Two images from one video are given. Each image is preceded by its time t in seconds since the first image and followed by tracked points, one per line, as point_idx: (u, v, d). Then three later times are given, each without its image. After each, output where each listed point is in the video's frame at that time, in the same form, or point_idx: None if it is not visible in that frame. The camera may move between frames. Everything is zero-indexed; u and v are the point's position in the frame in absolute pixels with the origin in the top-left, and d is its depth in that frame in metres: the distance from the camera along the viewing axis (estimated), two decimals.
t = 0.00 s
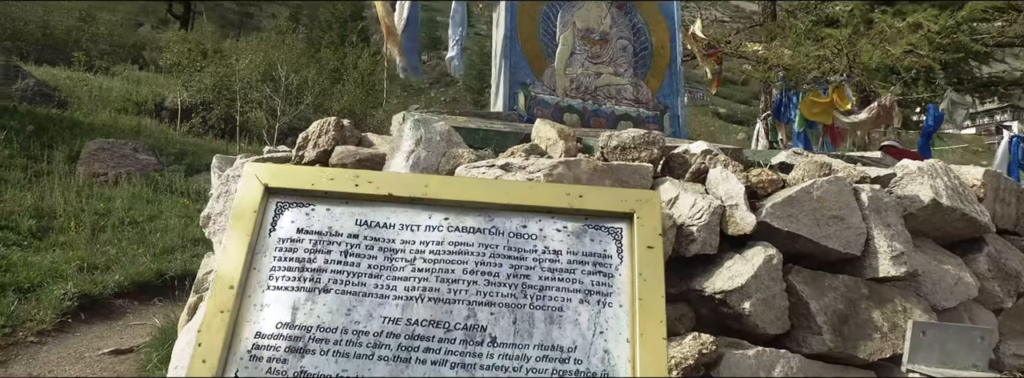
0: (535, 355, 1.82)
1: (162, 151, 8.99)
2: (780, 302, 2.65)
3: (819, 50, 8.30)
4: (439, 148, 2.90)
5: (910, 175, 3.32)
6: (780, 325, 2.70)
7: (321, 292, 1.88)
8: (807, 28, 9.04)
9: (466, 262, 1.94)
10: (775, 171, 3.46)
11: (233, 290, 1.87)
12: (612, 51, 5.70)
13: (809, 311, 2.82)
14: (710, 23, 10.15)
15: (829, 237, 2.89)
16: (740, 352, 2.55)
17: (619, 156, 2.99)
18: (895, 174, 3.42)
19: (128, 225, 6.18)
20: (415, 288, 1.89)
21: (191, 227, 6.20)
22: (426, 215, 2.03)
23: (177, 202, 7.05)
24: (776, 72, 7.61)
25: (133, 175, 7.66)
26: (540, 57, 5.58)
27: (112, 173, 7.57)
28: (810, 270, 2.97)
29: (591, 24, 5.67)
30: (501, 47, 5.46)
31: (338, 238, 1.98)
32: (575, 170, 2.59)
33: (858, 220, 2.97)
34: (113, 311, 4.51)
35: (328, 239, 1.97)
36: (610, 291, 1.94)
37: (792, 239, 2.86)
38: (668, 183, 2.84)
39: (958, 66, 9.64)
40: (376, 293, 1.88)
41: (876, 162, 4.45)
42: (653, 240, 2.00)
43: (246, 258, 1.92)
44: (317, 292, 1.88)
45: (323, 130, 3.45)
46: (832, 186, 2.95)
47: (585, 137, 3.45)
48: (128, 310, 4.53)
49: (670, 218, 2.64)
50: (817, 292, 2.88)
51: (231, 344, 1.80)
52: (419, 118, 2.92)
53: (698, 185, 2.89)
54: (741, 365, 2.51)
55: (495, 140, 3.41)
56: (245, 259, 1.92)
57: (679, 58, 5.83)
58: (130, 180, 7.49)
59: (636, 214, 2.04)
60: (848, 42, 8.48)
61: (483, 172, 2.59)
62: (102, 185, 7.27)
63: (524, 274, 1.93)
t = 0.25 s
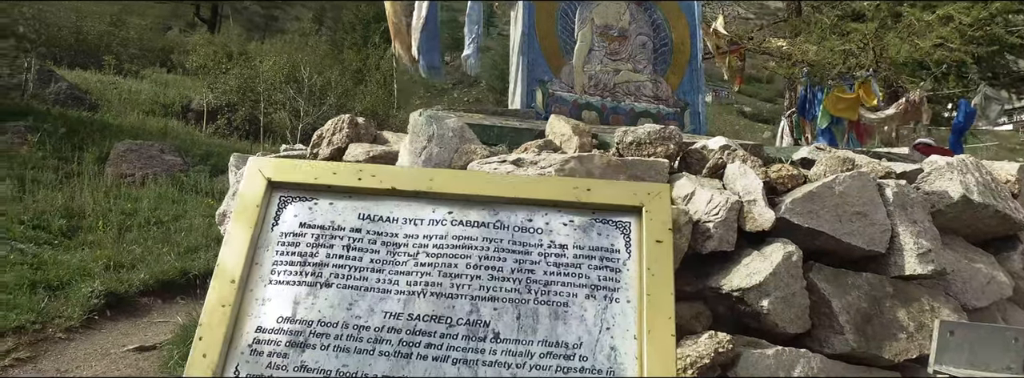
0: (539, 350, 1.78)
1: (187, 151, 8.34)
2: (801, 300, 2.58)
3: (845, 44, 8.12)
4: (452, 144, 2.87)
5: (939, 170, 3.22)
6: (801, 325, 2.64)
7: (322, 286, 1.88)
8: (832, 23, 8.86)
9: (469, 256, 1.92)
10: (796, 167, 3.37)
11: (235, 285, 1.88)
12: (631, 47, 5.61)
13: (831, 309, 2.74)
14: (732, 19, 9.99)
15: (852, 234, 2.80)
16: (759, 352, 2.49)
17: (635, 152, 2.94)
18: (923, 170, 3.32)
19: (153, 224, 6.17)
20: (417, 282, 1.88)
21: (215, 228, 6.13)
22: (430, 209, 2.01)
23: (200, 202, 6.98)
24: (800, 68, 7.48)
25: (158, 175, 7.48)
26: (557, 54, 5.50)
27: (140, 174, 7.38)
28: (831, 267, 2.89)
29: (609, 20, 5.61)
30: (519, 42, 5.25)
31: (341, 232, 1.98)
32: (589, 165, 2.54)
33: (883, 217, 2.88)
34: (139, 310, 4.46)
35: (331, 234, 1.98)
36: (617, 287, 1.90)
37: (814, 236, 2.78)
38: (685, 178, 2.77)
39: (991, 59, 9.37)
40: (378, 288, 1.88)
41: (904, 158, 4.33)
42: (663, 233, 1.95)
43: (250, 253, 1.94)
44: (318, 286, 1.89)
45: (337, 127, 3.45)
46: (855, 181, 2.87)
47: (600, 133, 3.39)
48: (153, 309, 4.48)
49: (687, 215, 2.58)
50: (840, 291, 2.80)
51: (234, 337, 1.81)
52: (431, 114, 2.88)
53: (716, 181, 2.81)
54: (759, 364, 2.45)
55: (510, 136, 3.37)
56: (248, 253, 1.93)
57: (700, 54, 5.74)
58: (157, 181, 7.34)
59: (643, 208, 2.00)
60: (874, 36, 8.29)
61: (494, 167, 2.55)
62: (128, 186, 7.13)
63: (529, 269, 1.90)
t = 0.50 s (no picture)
0: (546, 342, 1.67)
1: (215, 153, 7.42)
2: (824, 295, 2.51)
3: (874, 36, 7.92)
4: (467, 138, 2.84)
5: (972, 163, 3.11)
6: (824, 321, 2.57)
7: (327, 276, 1.77)
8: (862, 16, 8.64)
9: (476, 245, 1.80)
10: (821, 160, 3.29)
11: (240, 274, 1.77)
12: (652, 42, 5.56)
13: (857, 305, 2.66)
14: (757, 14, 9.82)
15: (878, 228, 2.72)
16: (780, 348, 2.42)
17: (653, 144, 2.88)
18: (955, 163, 3.21)
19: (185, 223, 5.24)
20: (423, 271, 1.76)
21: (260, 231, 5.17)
22: (437, 197, 1.89)
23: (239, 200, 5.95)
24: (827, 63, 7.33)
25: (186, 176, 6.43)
26: (578, 49, 5.44)
27: (170, 174, 6.38)
28: (856, 262, 2.81)
29: (630, 15, 5.55)
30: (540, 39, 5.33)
31: (346, 221, 1.86)
32: (604, 157, 2.50)
33: (912, 210, 2.79)
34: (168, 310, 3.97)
35: (337, 222, 1.86)
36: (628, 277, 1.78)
37: (838, 230, 2.70)
38: (704, 171, 2.71)
39: None
40: (383, 277, 1.77)
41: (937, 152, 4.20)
42: (676, 222, 1.83)
43: (257, 241, 1.82)
44: (323, 275, 1.77)
45: (354, 122, 3.45)
46: (882, 173, 2.78)
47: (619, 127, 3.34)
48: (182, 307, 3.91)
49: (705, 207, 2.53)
50: (865, 286, 2.72)
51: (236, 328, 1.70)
52: (447, 109, 2.88)
53: (736, 173, 2.74)
54: (782, 361, 2.37)
55: (528, 130, 3.34)
56: (255, 243, 1.81)
57: (723, 49, 5.64)
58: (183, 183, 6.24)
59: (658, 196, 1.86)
60: (905, 28, 8.08)
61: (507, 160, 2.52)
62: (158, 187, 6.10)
63: (537, 258, 1.78)
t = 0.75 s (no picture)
0: (557, 327, 1.65)
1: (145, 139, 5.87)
2: (866, 289, 2.40)
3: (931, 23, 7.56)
4: (496, 129, 2.82)
5: None
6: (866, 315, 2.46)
7: (341, 260, 1.79)
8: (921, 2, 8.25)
9: (488, 229, 1.79)
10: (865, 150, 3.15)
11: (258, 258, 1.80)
12: (692, 35, 5.45)
13: (902, 300, 2.53)
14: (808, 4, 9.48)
15: (925, 219, 2.59)
16: (818, 343, 2.32)
17: (686, 134, 2.81)
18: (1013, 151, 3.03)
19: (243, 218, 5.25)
20: (436, 256, 1.77)
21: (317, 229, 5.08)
22: (451, 182, 1.88)
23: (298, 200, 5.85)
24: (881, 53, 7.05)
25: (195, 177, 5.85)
26: (615, 43, 5.37)
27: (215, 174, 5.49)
28: (902, 254, 2.68)
29: (669, 7, 5.44)
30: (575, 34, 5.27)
31: (361, 206, 1.87)
32: (632, 146, 2.45)
33: (961, 201, 2.66)
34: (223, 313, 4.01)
35: (351, 208, 1.87)
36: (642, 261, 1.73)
37: (881, 221, 2.58)
38: (738, 160, 2.63)
39: None
40: (396, 261, 1.77)
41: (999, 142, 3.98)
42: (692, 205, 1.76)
43: (276, 225, 1.85)
44: (337, 259, 1.79)
45: (387, 117, 3.47)
46: (929, 162, 2.65)
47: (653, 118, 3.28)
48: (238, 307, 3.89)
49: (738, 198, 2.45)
50: (912, 280, 2.59)
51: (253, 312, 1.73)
52: (475, 100, 2.87)
53: (771, 163, 2.66)
54: (819, 356, 2.28)
55: (559, 122, 3.31)
56: (275, 227, 1.84)
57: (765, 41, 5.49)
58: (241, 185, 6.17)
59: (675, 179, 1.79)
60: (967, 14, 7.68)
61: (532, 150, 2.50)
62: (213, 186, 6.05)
63: (549, 242, 1.76)
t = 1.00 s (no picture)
0: (561, 326, 1.38)
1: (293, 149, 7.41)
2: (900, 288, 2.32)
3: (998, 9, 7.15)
4: (521, 127, 2.81)
5: None
6: (903, 316, 2.36)
7: (348, 254, 1.56)
8: None
9: (491, 224, 1.52)
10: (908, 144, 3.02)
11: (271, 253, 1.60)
12: (732, 29, 5.39)
13: (944, 301, 2.40)
14: None
15: (970, 215, 2.45)
16: (850, 344, 2.23)
17: (714, 129, 2.76)
18: None
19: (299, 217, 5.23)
20: (438, 251, 1.51)
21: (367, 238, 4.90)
22: (457, 178, 1.62)
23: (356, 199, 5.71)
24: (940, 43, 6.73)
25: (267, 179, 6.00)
26: (653, 40, 5.31)
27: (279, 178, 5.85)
28: (946, 252, 2.55)
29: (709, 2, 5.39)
30: (612, 32, 5.21)
31: (368, 202, 1.63)
32: (653, 141, 2.41)
33: (1011, 196, 2.50)
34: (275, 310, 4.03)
35: (359, 204, 1.64)
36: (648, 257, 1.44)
37: (922, 217, 2.46)
38: (766, 155, 2.57)
39: None
40: (400, 256, 1.53)
41: None
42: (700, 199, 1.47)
43: (290, 221, 1.65)
44: (345, 254, 1.56)
45: (417, 116, 3.50)
46: (975, 154, 2.51)
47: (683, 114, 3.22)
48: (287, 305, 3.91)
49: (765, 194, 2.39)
50: (957, 280, 2.45)
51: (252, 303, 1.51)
52: (501, 99, 2.88)
53: (803, 157, 2.58)
54: (851, 358, 2.20)
55: (589, 119, 3.29)
56: (288, 224, 1.64)
57: (811, 32, 5.36)
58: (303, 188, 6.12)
59: (682, 172, 1.49)
60: None
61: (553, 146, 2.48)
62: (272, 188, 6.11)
63: (553, 237, 1.48)
